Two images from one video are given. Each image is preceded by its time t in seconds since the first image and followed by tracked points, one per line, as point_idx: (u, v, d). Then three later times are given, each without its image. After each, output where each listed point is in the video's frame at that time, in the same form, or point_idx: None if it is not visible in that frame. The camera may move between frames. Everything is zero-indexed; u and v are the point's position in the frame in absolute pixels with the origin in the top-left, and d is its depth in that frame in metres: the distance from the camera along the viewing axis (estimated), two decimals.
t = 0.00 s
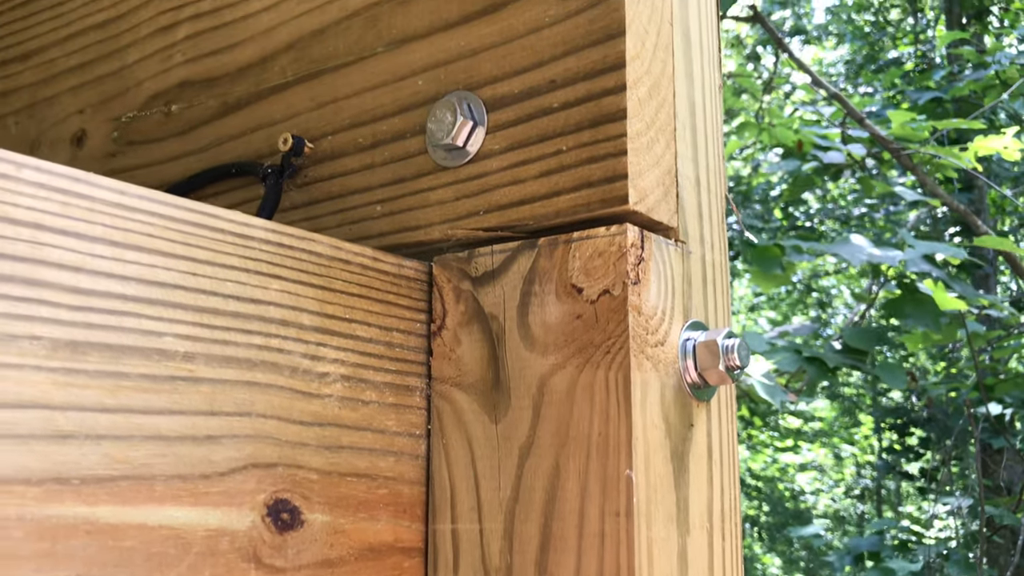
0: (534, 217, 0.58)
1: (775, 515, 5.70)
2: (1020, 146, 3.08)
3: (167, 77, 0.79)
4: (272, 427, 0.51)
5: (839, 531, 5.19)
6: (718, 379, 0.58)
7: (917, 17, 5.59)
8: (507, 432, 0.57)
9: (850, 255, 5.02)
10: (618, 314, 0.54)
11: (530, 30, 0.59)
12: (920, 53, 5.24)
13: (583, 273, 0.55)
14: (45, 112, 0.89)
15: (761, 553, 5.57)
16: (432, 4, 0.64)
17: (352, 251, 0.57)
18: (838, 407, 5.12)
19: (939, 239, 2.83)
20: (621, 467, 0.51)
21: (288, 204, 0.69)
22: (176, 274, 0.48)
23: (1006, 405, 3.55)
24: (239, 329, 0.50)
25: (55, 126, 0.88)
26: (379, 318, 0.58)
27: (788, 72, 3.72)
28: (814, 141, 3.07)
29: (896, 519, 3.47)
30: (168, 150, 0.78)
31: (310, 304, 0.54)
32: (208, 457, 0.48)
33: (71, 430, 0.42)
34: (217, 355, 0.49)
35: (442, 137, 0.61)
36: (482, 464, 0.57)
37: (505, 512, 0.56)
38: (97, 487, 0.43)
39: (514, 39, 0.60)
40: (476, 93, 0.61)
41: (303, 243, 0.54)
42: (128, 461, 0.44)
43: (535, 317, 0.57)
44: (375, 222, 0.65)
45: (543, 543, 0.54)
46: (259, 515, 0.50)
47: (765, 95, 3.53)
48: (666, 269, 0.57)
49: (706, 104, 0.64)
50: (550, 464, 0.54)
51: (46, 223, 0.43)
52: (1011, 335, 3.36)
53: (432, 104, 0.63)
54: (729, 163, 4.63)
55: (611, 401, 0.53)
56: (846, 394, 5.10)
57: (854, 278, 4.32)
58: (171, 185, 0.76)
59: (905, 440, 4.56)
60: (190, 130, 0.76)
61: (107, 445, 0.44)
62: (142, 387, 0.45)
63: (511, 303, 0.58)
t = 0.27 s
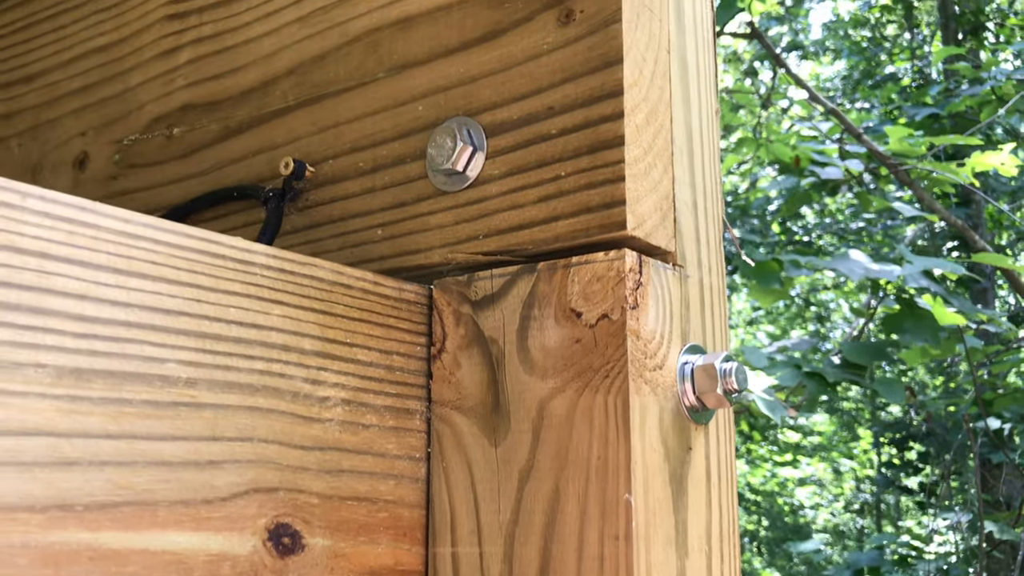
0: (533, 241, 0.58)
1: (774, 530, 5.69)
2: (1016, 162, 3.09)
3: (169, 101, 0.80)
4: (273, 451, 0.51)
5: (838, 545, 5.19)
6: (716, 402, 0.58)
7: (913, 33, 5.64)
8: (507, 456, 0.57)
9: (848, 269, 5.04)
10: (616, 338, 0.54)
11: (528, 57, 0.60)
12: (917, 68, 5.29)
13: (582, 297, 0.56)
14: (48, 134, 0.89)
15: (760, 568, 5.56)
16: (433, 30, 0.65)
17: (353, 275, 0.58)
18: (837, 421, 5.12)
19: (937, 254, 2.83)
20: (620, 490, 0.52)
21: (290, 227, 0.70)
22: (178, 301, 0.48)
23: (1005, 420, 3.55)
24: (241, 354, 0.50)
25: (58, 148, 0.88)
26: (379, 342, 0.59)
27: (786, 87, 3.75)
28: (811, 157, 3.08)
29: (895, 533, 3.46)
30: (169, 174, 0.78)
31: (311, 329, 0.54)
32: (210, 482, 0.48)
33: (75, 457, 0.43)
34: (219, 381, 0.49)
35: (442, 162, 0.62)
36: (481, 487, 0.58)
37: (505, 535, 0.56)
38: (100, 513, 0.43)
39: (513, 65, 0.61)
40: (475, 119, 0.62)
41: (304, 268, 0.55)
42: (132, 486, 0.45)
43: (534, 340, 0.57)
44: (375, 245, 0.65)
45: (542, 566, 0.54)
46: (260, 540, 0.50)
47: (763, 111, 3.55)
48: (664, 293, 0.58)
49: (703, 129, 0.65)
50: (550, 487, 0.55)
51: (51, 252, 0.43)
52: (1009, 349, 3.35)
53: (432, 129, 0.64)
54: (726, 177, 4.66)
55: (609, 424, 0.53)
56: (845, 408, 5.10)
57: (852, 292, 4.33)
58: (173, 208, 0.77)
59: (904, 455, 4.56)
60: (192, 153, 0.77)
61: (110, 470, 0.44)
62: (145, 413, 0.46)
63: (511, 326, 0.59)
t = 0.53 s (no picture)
0: (528, 263, 0.58)
1: (773, 544, 5.68)
2: (1013, 176, 3.11)
3: (166, 123, 0.80)
4: (268, 475, 0.51)
5: (837, 560, 5.17)
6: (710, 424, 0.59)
7: (909, 48, 5.69)
8: (502, 478, 0.57)
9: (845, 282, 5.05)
10: (610, 360, 0.54)
11: (523, 81, 0.61)
12: (913, 83, 5.33)
13: (576, 320, 0.56)
14: (45, 155, 0.90)
15: None
16: (428, 54, 0.66)
17: (348, 298, 0.58)
18: (836, 435, 5.12)
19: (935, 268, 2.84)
20: (614, 513, 0.52)
21: (286, 249, 0.70)
22: (174, 325, 0.48)
23: (1003, 433, 3.56)
24: (236, 379, 0.51)
25: (55, 169, 0.88)
26: (375, 365, 0.59)
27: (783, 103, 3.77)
28: (808, 171, 3.09)
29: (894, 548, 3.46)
30: (166, 195, 0.78)
31: (306, 352, 0.55)
32: (205, 506, 0.48)
33: (71, 482, 0.43)
34: (214, 405, 0.49)
35: (437, 185, 0.62)
36: (476, 510, 0.58)
37: (499, 558, 0.56)
38: (96, 538, 0.43)
39: (507, 89, 0.61)
40: (470, 142, 0.62)
41: (299, 292, 0.55)
42: (127, 511, 0.45)
43: (529, 363, 0.58)
44: (371, 267, 0.66)
45: None
46: (255, 563, 0.50)
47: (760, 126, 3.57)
48: (658, 316, 0.58)
49: (696, 151, 0.66)
50: (544, 510, 0.55)
51: (48, 278, 0.43)
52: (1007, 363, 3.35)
53: (427, 153, 0.64)
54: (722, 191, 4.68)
55: (604, 447, 0.53)
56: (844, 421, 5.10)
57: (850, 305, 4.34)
58: (169, 229, 0.77)
59: (903, 469, 4.55)
60: (189, 174, 0.77)
61: (106, 496, 0.44)
62: (140, 439, 0.46)
63: (505, 348, 0.59)
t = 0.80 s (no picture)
0: (524, 286, 0.59)
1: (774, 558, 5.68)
2: (1010, 191, 3.13)
3: (165, 145, 0.81)
4: (266, 499, 0.52)
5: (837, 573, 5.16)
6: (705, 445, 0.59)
7: (905, 63, 5.73)
8: (498, 500, 0.58)
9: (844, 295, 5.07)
10: (606, 383, 0.55)
11: (518, 106, 0.61)
12: (909, 97, 5.37)
13: (571, 342, 0.56)
14: (45, 176, 0.90)
15: None
16: (425, 78, 0.66)
17: (346, 321, 0.59)
18: (835, 448, 5.12)
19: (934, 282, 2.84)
20: (610, 535, 0.52)
21: (284, 271, 0.71)
22: (172, 350, 0.49)
23: (1002, 447, 3.57)
24: (234, 402, 0.51)
25: (55, 190, 0.89)
26: (372, 387, 0.59)
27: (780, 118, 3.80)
28: (804, 187, 3.11)
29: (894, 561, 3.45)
30: (166, 216, 0.79)
31: (304, 376, 0.55)
32: (203, 530, 0.49)
33: (70, 507, 0.43)
34: (213, 429, 0.50)
35: (434, 209, 0.63)
36: (473, 533, 0.58)
37: None
38: (94, 563, 0.44)
39: (503, 114, 0.62)
40: (467, 166, 0.63)
41: (297, 316, 0.56)
42: (125, 537, 0.45)
43: (525, 386, 0.58)
44: (368, 289, 0.66)
45: None
46: None
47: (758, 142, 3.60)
48: (653, 339, 0.59)
49: (690, 174, 0.66)
50: (540, 532, 0.55)
51: (48, 306, 0.44)
52: (1005, 377, 3.36)
53: (424, 177, 0.65)
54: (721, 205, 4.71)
55: (599, 470, 0.54)
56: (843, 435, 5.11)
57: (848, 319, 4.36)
58: (168, 250, 0.77)
59: (902, 482, 4.55)
60: (187, 197, 0.78)
61: (105, 522, 0.45)
62: (138, 464, 0.46)
63: (502, 371, 0.59)
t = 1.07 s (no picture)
0: (527, 309, 0.59)
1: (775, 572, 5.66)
2: (1008, 207, 3.15)
3: (170, 166, 0.82)
4: (270, 521, 0.52)
5: None
6: (707, 467, 0.60)
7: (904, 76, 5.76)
8: (501, 522, 0.58)
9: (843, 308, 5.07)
10: (608, 406, 0.55)
11: (521, 130, 0.62)
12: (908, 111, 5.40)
13: (574, 365, 0.57)
14: (50, 196, 0.91)
15: None
16: (429, 102, 0.67)
17: (350, 343, 0.59)
18: (835, 462, 5.11)
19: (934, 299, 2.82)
20: (613, 558, 0.53)
21: (288, 293, 0.71)
22: (178, 374, 0.49)
23: (1003, 462, 3.56)
24: (239, 426, 0.52)
25: (60, 210, 0.90)
26: (376, 409, 0.60)
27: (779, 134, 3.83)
28: (803, 203, 3.11)
29: None
30: (170, 237, 0.80)
31: (308, 399, 0.56)
32: (209, 553, 0.49)
33: (77, 532, 0.43)
34: (219, 452, 0.50)
35: (438, 231, 0.63)
36: (476, 554, 0.59)
37: None
38: None
39: (507, 138, 0.63)
40: (470, 190, 0.63)
41: (302, 339, 0.56)
42: (132, 560, 0.46)
43: (528, 408, 0.58)
44: (372, 311, 0.67)
45: None
46: None
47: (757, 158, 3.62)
48: (656, 361, 0.59)
49: (690, 196, 0.67)
50: (543, 554, 0.56)
51: (56, 331, 0.44)
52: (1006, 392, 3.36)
53: (427, 199, 0.65)
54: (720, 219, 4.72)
55: (602, 492, 0.54)
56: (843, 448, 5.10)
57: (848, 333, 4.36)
58: (173, 271, 0.78)
59: (903, 497, 4.55)
60: (192, 217, 0.79)
61: (112, 545, 0.45)
62: (145, 488, 0.46)
63: (505, 393, 0.60)
